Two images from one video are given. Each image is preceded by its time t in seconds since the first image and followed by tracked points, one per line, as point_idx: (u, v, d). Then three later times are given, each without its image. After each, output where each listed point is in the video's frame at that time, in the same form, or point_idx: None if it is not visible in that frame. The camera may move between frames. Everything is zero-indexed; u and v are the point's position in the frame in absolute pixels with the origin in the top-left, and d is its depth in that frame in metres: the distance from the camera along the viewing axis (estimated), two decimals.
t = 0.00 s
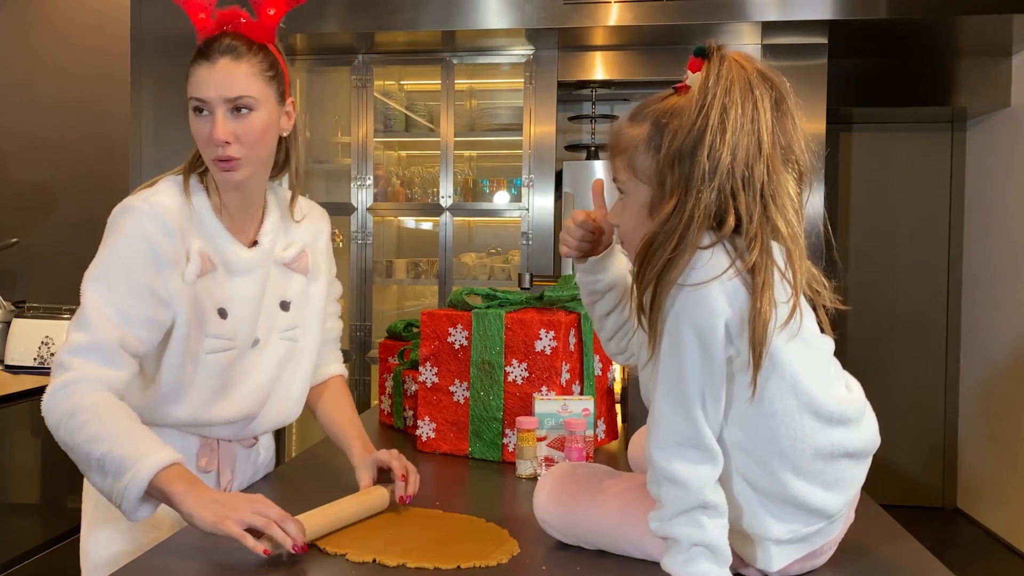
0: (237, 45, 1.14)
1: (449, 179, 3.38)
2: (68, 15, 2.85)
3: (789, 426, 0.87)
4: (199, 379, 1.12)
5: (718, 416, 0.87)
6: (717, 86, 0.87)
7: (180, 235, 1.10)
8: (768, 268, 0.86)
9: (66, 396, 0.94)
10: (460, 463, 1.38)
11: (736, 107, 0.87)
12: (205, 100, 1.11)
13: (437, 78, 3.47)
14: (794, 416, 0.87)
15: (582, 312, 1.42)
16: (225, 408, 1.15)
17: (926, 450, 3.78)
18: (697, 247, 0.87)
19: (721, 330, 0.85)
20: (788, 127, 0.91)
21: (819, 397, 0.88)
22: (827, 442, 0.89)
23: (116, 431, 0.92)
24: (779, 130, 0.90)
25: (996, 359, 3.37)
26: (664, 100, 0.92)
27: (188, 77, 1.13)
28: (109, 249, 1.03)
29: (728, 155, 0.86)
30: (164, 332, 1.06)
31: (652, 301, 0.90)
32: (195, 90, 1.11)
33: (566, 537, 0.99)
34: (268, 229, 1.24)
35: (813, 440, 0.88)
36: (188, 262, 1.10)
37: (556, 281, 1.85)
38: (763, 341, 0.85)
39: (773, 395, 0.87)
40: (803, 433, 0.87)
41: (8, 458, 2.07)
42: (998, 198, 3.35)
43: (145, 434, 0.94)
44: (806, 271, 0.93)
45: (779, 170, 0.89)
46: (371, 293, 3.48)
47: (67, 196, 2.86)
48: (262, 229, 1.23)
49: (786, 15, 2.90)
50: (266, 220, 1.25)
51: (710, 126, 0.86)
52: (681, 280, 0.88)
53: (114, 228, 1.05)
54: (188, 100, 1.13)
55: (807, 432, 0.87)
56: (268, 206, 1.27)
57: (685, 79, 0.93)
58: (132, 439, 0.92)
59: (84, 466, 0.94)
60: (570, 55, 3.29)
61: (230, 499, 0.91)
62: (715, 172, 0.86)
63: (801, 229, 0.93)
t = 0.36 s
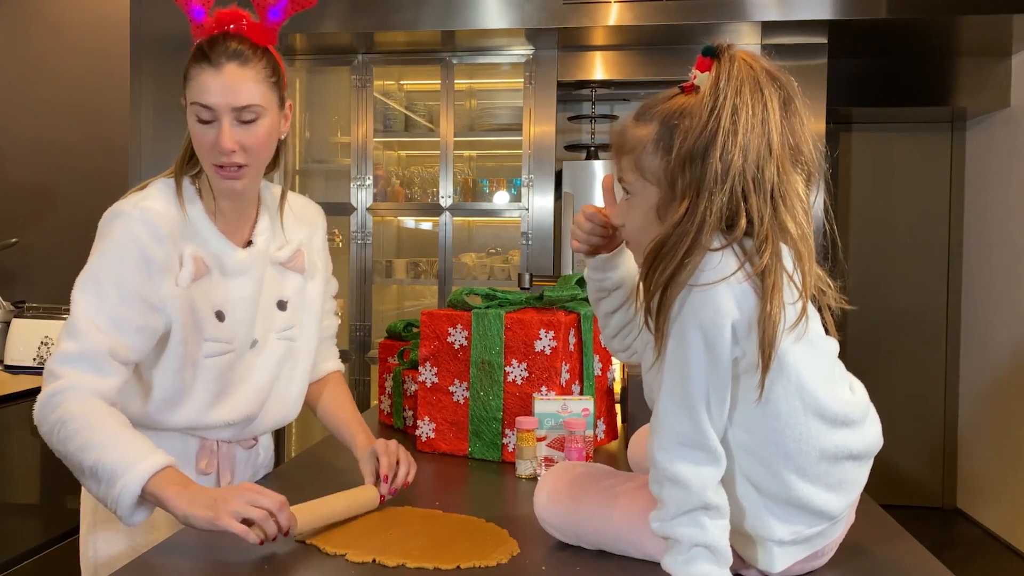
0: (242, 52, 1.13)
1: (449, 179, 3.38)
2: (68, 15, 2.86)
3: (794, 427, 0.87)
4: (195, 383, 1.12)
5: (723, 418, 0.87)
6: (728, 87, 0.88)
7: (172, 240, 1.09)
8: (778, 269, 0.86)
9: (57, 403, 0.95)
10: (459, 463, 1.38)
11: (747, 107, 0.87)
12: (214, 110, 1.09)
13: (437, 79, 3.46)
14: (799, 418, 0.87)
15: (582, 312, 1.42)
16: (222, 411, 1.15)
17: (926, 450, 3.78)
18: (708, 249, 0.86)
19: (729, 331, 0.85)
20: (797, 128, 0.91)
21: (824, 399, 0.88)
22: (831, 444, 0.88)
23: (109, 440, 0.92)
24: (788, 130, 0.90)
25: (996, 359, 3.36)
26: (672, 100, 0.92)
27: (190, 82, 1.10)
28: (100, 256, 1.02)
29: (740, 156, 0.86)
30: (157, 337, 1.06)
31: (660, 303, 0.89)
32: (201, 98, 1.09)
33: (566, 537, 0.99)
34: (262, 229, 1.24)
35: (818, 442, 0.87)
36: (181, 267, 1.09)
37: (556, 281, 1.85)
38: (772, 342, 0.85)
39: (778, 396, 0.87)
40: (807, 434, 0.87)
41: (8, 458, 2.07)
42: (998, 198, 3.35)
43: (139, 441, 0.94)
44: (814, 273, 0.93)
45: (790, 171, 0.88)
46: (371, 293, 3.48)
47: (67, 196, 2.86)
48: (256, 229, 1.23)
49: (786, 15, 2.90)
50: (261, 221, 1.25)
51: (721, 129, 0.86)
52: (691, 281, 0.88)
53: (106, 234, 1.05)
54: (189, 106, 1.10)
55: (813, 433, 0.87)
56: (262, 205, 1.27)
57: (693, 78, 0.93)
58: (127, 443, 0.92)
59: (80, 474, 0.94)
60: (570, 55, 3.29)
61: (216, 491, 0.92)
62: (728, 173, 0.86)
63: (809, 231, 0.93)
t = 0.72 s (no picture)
0: (299, 68, 1.12)
1: (449, 179, 3.38)
2: (68, 15, 2.86)
3: (792, 426, 0.87)
4: (193, 389, 1.13)
5: (722, 417, 0.87)
6: (732, 89, 0.88)
7: (171, 245, 1.08)
8: (776, 274, 0.85)
9: (58, 411, 0.93)
10: (459, 463, 1.38)
11: (750, 110, 0.87)
12: (279, 129, 1.08)
13: (437, 79, 3.46)
14: (798, 417, 0.87)
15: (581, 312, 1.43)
16: (221, 416, 1.16)
17: (926, 450, 3.78)
18: (705, 251, 0.87)
19: (726, 331, 0.85)
20: (800, 130, 0.91)
21: (823, 398, 0.88)
22: (831, 443, 0.88)
23: (117, 442, 0.91)
24: (791, 133, 0.90)
25: (996, 359, 3.37)
26: (679, 100, 0.93)
27: (250, 94, 1.07)
28: (98, 262, 1.01)
29: (739, 160, 0.86)
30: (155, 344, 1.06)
31: (656, 303, 0.90)
32: (266, 114, 1.07)
33: (566, 538, 0.99)
34: (260, 230, 1.23)
35: (817, 441, 0.87)
36: (180, 273, 1.08)
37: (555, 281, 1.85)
38: (769, 344, 0.85)
39: (777, 396, 0.87)
40: (807, 434, 0.87)
41: (7, 458, 2.07)
42: (998, 198, 3.35)
43: (146, 442, 0.93)
44: (813, 277, 0.93)
45: (789, 175, 0.88)
46: (371, 293, 3.48)
47: (66, 196, 2.86)
48: (254, 230, 1.22)
49: (786, 15, 2.90)
50: (260, 221, 1.24)
51: (722, 130, 0.86)
52: (687, 283, 0.88)
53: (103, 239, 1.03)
54: (249, 117, 1.07)
55: (812, 433, 0.87)
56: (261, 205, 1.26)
57: (701, 79, 0.93)
58: (135, 444, 0.92)
59: (85, 479, 0.93)
60: (570, 55, 3.28)
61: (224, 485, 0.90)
62: (726, 176, 0.86)
63: (809, 235, 0.92)
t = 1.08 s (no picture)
0: (324, 70, 1.12)
1: (448, 179, 3.38)
2: (66, 15, 2.85)
3: (792, 426, 0.86)
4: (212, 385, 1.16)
5: (720, 417, 0.87)
6: (743, 95, 0.87)
7: (207, 239, 1.09)
8: (774, 284, 0.86)
9: (165, 386, 0.90)
10: (459, 463, 1.38)
11: (758, 120, 0.87)
12: (306, 130, 1.08)
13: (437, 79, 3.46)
14: (797, 417, 0.86)
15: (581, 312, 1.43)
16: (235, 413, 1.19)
17: (926, 450, 3.78)
18: (701, 255, 0.87)
19: (722, 332, 0.85)
20: (807, 140, 0.91)
21: (823, 399, 0.88)
22: (830, 443, 0.88)
23: (237, 418, 0.90)
24: (798, 145, 0.90)
25: (995, 359, 3.37)
26: (690, 100, 0.93)
27: (276, 96, 1.06)
28: (158, 243, 0.99)
29: (742, 170, 0.86)
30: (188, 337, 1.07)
31: (651, 304, 0.90)
32: (293, 116, 1.06)
33: (566, 538, 0.99)
34: (268, 233, 1.23)
35: (816, 442, 0.87)
36: (215, 267, 1.10)
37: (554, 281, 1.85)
38: (764, 349, 0.85)
39: (775, 396, 0.87)
40: (806, 434, 0.87)
41: (8, 458, 2.07)
42: (997, 197, 3.35)
43: (267, 424, 0.92)
44: (814, 286, 0.93)
45: (791, 186, 0.88)
46: (371, 293, 3.48)
47: (66, 196, 2.85)
48: (263, 232, 1.23)
49: (786, 15, 2.90)
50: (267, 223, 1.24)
51: (729, 138, 0.86)
52: (682, 286, 0.88)
53: (155, 223, 1.01)
54: (274, 118, 1.07)
55: (811, 433, 0.87)
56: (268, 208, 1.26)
57: (714, 82, 0.93)
58: (252, 425, 0.90)
59: (194, 458, 0.89)
60: (570, 55, 3.29)
61: (383, 489, 0.87)
62: (727, 184, 0.87)
63: (810, 243, 0.92)
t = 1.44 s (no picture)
0: (370, 95, 1.13)
1: (448, 179, 3.38)
2: (65, 14, 2.85)
3: (792, 427, 0.86)
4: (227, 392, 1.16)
5: (720, 417, 0.87)
6: (749, 97, 0.87)
7: (232, 246, 1.07)
8: (776, 286, 0.86)
9: (174, 408, 0.90)
10: (459, 463, 1.38)
11: (763, 123, 0.86)
12: (345, 152, 1.09)
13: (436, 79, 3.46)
14: (797, 418, 0.86)
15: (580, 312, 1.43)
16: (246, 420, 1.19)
17: (925, 449, 3.78)
18: (704, 258, 0.87)
19: (722, 332, 0.85)
20: (810, 142, 0.91)
21: (823, 399, 0.88)
22: (830, 443, 0.88)
23: (247, 436, 0.92)
24: (801, 146, 0.90)
25: (995, 359, 3.36)
26: (694, 101, 0.93)
27: (323, 114, 1.08)
28: (181, 251, 0.97)
29: (747, 172, 0.86)
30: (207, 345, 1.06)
31: (652, 306, 0.90)
32: (336, 138, 1.08)
33: (566, 538, 0.99)
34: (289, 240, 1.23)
35: (816, 442, 0.87)
36: (237, 275, 1.09)
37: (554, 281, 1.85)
38: (765, 350, 0.85)
39: (775, 396, 0.86)
40: (806, 434, 0.87)
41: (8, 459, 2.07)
42: (997, 197, 3.35)
43: (276, 438, 0.94)
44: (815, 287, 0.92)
45: (794, 188, 0.88)
46: (370, 293, 3.47)
47: (64, 196, 2.84)
48: (283, 240, 1.22)
49: (785, 15, 2.90)
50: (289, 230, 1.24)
51: (734, 140, 0.86)
52: (685, 288, 0.88)
53: (179, 229, 0.99)
54: (316, 137, 1.08)
55: (811, 433, 0.87)
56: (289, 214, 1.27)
57: (719, 83, 0.92)
58: (272, 444, 0.93)
59: (208, 477, 0.92)
60: (570, 55, 3.29)
61: (397, 496, 0.93)
62: (731, 187, 0.86)
63: (813, 244, 0.92)
